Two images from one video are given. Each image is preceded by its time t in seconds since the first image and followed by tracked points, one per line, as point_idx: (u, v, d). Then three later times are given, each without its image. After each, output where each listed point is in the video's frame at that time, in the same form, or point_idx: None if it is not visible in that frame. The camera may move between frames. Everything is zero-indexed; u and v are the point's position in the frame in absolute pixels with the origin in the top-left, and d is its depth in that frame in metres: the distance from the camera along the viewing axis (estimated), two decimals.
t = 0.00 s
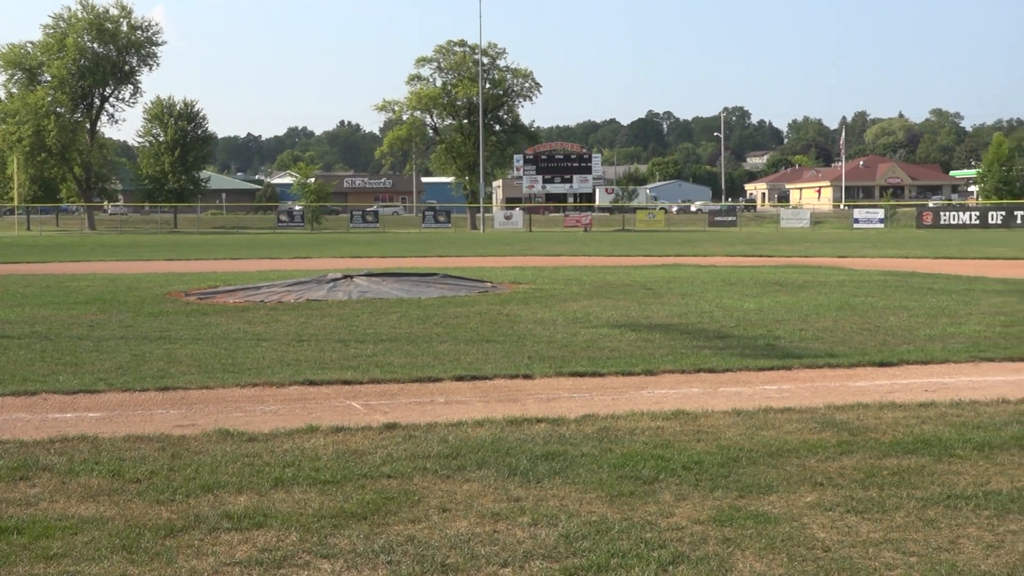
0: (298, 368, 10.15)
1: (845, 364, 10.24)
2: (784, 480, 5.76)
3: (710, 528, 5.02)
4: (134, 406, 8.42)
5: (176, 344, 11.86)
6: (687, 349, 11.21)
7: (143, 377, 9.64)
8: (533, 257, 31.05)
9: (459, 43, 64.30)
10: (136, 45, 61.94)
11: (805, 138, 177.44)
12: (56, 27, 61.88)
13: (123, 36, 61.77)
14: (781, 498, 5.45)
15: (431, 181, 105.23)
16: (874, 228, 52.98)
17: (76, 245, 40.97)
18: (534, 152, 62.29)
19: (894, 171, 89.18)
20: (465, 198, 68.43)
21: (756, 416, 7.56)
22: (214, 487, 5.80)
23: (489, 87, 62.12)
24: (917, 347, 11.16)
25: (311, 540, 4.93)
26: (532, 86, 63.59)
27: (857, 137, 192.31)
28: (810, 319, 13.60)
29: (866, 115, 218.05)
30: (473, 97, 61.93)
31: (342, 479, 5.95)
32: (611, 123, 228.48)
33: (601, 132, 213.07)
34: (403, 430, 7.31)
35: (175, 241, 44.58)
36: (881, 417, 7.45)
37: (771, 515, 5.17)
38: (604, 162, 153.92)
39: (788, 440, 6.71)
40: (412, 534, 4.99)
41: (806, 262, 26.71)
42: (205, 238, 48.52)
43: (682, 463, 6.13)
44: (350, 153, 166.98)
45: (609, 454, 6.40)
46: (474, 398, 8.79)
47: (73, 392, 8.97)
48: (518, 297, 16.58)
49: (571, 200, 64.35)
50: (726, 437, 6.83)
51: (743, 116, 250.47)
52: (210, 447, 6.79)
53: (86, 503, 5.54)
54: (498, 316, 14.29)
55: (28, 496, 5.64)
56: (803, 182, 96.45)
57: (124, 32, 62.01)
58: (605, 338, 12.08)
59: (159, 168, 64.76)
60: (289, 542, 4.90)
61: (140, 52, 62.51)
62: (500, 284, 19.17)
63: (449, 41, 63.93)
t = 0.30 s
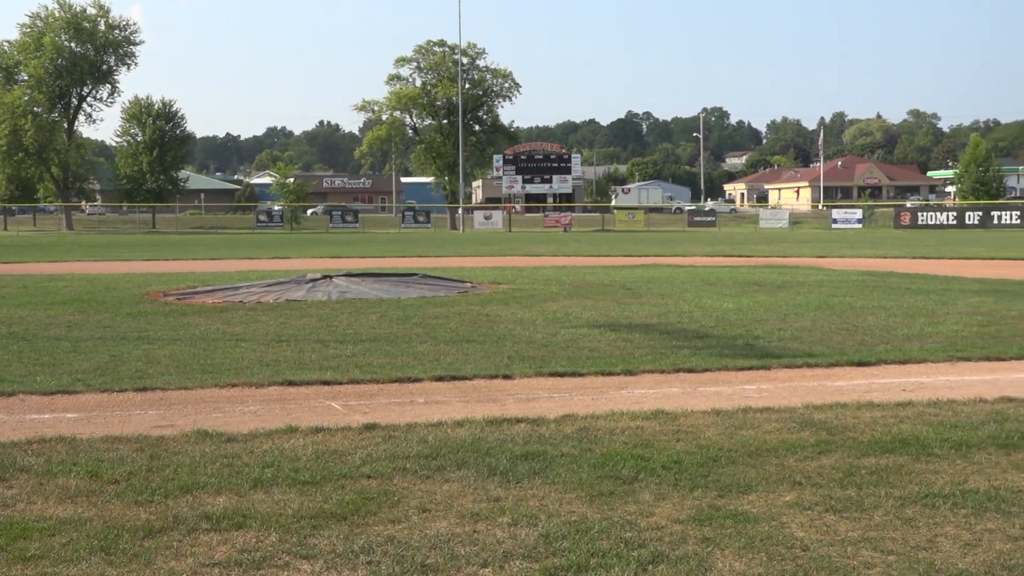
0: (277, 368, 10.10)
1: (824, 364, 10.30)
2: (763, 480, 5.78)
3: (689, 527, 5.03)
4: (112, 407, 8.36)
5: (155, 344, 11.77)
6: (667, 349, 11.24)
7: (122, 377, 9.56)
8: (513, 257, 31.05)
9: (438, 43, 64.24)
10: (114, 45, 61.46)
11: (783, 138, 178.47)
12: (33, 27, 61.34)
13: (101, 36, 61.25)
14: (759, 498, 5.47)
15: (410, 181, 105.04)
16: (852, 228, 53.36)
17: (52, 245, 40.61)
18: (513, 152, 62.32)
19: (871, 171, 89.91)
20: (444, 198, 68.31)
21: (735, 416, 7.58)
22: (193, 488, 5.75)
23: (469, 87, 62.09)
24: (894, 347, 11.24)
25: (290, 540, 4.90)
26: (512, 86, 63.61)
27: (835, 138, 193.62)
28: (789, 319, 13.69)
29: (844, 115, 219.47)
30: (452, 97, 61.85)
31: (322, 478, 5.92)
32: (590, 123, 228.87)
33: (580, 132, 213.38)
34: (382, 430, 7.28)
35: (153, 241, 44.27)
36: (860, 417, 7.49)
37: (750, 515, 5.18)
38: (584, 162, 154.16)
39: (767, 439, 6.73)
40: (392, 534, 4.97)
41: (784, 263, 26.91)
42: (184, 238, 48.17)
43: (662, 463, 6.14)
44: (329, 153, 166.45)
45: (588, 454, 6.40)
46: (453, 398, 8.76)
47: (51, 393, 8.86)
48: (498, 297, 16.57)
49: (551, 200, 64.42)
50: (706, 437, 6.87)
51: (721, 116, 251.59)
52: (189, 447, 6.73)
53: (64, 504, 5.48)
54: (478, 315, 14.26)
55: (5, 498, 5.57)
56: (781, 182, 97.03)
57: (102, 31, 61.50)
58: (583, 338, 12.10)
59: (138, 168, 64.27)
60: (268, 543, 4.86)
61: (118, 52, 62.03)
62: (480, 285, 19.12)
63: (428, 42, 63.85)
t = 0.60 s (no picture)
0: (251, 368, 10.03)
1: (798, 362, 10.35)
2: (737, 479, 5.80)
3: (664, 527, 5.04)
4: (84, 407, 8.26)
5: (127, 345, 11.64)
6: (641, 348, 11.24)
7: (94, 378, 9.45)
8: (488, 257, 30.97)
9: (414, 42, 64.04)
10: (87, 43, 60.82)
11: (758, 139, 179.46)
12: (4, 25, 60.61)
13: (73, 34, 60.58)
14: (734, 497, 5.50)
15: (385, 180, 104.69)
16: (827, 228, 53.68)
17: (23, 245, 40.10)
18: (489, 151, 62.25)
19: (845, 172, 90.56)
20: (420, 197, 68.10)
21: (710, 415, 7.59)
22: (167, 489, 5.69)
23: (444, 86, 61.97)
24: (868, 347, 11.30)
25: (264, 541, 4.86)
26: (487, 86, 63.55)
27: (809, 138, 194.95)
28: (763, 318, 13.74)
29: (818, 116, 221.09)
30: (428, 96, 61.69)
31: (296, 479, 5.88)
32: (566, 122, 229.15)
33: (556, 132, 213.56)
34: (357, 430, 7.25)
35: (125, 241, 43.79)
36: (834, 415, 7.54)
37: (724, 514, 5.20)
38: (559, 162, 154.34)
39: (742, 438, 6.75)
40: (367, 534, 4.94)
41: (758, 262, 26.99)
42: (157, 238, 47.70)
43: (637, 462, 6.15)
44: (304, 152, 165.63)
45: (563, 454, 6.41)
46: (428, 398, 8.72)
47: (22, 394, 8.75)
48: (473, 297, 16.50)
49: (526, 199, 64.39)
50: (680, 436, 6.89)
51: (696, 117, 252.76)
52: (162, 448, 6.66)
53: (35, 506, 5.40)
54: (453, 316, 14.20)
55: None
56: (756, 182, 97.53)
57: (74, 29, 60.83)
58: (559, 337, 12.08)
59: (111, 167, 63.60)
60: (242, 543, 4.83)
61: (91, 50, 61.41)
62: (455, 284, 19.03)
63: (404, 40, 63.66)
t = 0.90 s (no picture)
0: (224, 369, 9.94)
1: (771, 362, 10.40)
2: (711, 478, 5.82)
3: (637, 526, 5.04)
4: (54, 409, 8.16)
5: (99, 345, 11.51)
6: (616, 348, 11.25)
7: (66, 379, 9.32)
8: (462, 257, 30.91)
9: (387, 42, 63.80)
10: (58, 42, 60.13)
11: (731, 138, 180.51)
12: None
13: (44, 33, 59.87)
14: (708, 495, 5.51)
15: (358, 180, 104.31)
16: (799, 227, 54.03)
17: None
18: (462, 151, 62.19)
19: (817, 172, 91.30)
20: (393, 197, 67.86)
21: (684, 415, 7.61)
22: (139, 491, 5.63)
23: (418, 86, 61.81)
24: (839, 346, 11.38)
25: (237, 542, 4.81)
26: (461, 86, 63.46)
27: (782, 138, 196.38)
28: (736, 318, 13.80)
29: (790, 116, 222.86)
30: (401, 96, 61.50)
31: (269, 479, 5.83)
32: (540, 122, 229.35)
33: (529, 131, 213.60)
34: (331, 430, 7.21)
35: (95, 240, 43.29)
36: (806, 414, 7.59)
37: (698, 513, 5.22)
38: (533, 162, 154.51)
39: (715, 438, 6.77)
40: (341, 535, 4.91)
41: (731, 262, 27.09)
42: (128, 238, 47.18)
43: (611, 461, 6.17)
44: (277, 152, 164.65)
45: (538, 453, 6.40)
46: (402, 398, 8.69)
47: None
48: (447, 297, 16.47)
49: (500, 199, 64.36)
50: (654, 435, 6.91)
51: (669, 117, 253.81)
52: (134, 450, 6.58)
53: (5, 509, 5.32)
54: (426, 316, 14.15)
55: None
56: (729, 182, 98.09)
57: (45, 28, 60.12)
58: (532, 337, 12.07)
59: (82, 167, 62.90)
60: (215, 544, 4.78)
61: (62, 49, 60.74)
62: (429, 284, 18.96)
63: (377, 40, 63.42)
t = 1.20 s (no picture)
0: (201, 369, 9.88)
1: (748, 362, 10.46)
2: (688, 478, 5.84)
3: (616, 526, 5.05)
4: (29, 410, 8.06)
5: (76, 346, 11.40)
6: (594, 348, 11.27)
7: (41, 380, 9.22)
8: (440, 257, 30.83)
9: (365, 42, 63.60)
10: (34, 41, 59.40)
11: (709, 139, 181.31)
12: None
13: (19, 32, 59.13)
14: (685, 495, 5.53)
15: (336, 180, 103.94)
16: (777, 228, 54.36)
17: None
18: (441, 151, 62.12)
19: (795, 172, 92.00)
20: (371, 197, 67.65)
21: (662, 415, 7.63)
22: (115, 492, 5.58)
23: (396, 86, 61.70)
24: (816, 346, 11.45)
25: (215, 543, 4.77)
26: (439, 86, 63.40)
27: (760, 139, 197.51)
28: (714, 318, 13.86)
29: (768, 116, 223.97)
30: (380, 96, 61.35)
31: (247, 480, 5.79)
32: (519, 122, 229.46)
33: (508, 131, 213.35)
34: (308, 431, 7.17)
35: (70, 241, 42.88)
36: (784, 414, 7.64)
37: (676, 512, 5.23)
38: (512, 163, 154.50)
39: (693, 438, 6.78)
40: (318, 536, 4.88)
41: (709, 262, 27.21)
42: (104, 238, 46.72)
43: (588, 462, 6.17)
44: (255, 152, 163.75)
45: (516, 453, 6.39)
46: (381, 398, 8.66)
47: None
48: (426, 297, 16.46)
49: (479, 199, 64.28)
50: (632, 435, 6.93)
51: (647, 117, 254.53)
52: (111, 451, 6.52)
53: None
54: (405, 316, 14.14)
55: None
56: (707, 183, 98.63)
57: (20, 27, 59.39)
58: (511, 337, 12.08)
59: (58, 167, 62.23)
60: (192, 546, 4.74)
61: (38, 48, 60.04)
62: (407, 284, 18.91)
63: (355, 39, 63.20)
